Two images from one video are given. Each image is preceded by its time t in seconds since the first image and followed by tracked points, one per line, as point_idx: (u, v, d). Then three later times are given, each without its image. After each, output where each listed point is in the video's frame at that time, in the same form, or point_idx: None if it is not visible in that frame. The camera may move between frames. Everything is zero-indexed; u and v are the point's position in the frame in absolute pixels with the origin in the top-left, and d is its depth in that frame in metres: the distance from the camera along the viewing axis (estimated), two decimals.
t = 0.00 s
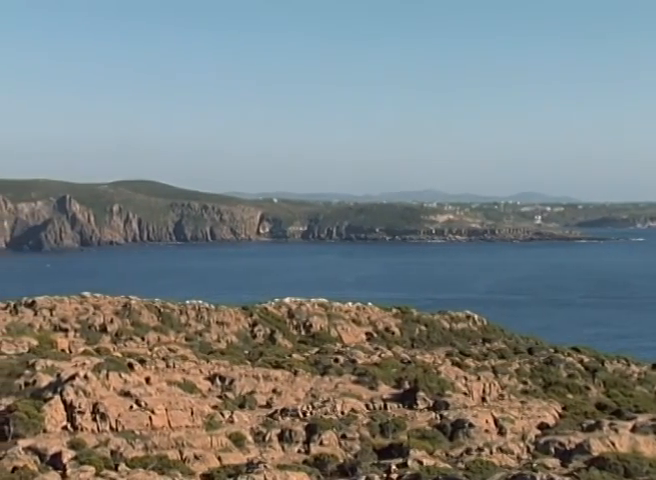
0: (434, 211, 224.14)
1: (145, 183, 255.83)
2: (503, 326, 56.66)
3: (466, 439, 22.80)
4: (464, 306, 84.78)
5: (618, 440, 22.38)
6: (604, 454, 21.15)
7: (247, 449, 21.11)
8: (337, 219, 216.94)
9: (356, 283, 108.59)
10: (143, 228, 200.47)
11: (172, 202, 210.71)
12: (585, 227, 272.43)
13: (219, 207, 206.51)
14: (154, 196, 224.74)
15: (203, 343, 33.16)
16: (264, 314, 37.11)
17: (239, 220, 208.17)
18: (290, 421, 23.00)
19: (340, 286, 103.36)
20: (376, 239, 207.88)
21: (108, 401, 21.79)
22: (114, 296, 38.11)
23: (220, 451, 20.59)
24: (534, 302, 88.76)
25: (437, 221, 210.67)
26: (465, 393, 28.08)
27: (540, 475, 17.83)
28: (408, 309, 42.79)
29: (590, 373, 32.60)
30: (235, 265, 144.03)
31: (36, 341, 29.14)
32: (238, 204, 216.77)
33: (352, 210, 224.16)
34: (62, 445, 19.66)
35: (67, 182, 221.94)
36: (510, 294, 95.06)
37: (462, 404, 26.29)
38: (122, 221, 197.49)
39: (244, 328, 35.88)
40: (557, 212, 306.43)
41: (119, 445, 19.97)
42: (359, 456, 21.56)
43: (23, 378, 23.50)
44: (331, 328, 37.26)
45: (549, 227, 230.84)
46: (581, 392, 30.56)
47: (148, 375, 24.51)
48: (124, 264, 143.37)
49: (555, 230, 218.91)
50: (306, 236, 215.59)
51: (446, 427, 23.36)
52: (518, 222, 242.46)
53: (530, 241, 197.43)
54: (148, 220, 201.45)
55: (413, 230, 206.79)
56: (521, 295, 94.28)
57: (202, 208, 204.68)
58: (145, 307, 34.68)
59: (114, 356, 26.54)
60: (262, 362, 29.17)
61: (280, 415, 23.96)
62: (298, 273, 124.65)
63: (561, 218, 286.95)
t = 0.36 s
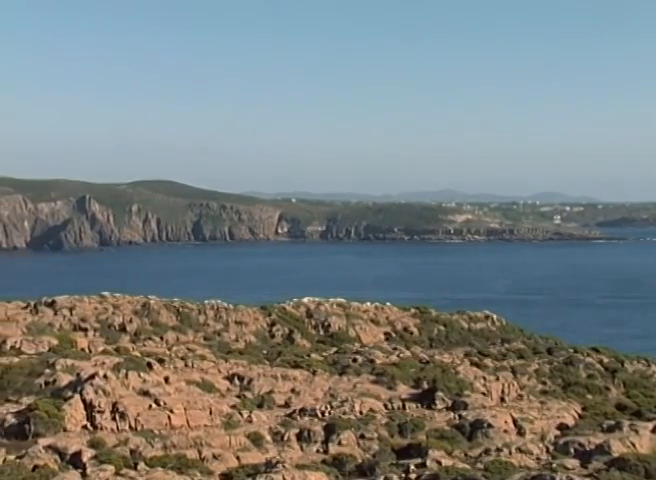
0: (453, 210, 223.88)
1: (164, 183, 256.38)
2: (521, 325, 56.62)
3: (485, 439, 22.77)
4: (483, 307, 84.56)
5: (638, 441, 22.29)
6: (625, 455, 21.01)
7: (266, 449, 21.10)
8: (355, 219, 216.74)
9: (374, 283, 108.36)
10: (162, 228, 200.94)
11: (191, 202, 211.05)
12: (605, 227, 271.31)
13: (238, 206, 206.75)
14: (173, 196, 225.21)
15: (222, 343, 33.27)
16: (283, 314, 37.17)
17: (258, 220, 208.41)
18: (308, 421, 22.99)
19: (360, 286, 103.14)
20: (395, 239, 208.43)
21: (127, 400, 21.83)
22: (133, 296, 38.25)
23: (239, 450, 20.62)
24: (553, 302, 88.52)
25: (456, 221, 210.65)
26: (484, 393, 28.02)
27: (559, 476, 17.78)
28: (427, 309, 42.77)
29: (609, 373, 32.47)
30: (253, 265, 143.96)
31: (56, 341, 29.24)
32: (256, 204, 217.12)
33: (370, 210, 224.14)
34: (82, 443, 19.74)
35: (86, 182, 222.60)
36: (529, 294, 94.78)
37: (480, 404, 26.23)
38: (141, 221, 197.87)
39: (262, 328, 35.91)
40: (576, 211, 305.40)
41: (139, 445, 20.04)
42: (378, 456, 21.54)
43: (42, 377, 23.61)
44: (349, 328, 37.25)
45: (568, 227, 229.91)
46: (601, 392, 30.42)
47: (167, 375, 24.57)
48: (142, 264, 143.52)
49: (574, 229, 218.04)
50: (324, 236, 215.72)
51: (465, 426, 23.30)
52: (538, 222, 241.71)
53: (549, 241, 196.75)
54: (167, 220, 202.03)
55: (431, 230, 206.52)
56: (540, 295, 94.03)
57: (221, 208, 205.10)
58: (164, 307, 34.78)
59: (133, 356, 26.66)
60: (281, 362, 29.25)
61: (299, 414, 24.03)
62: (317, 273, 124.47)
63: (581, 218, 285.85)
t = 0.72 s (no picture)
0: (469, 210, 223.66)
1: (180, 183, 256.79)
2: (539, 326, 56.56)
3: (502, 440, 22.69)
4: (500, 306, 84.39)
5: None
6: (642, 457, 20.93)
7: (282, 448, 21.12)
8: (371, 219, 216.74)
9: (391, 283, 108.19)
10: (178, 228, 201.46)
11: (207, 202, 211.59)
12: (622, 227, 270.44)
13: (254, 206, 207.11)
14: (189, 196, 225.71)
15: (238, 342, 33.30)
16: (299, 313, 37.19)
17: (274, 220, 208.66)
18: (324, 421, 23.00)
19: (376, 286, 103.01)
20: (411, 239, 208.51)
21: (144, 399, 21.90)
22: (149, 296, 38.34)
23: (255, 449, 20.65)
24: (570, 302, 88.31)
25: (472, 221, 210.40)
26: (500, 393, 27.99)
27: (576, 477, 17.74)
28: (443, 309, 42.72)
29: (627, 374, 32.34)
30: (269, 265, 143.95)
31: (73, 340, 29.32)
32: (272, 204, 217.46)
33: (387, 210, 224.13)
34: (98, 443, 19.80)
35: (103, 182, 223.24)
36: (547, 294, 94.52)
37: (497, 404, 26.20)
38: (158, 221, 198.43)
39: (278, 328, 35.94)
40: (593, 211, 304.46)
41: (156, 444, 20.09)
42: (394, 456, 21.51)
43: (59, 377, 23.71)
44: (365, 328, 37.24)
45: (585, 227, 228.99)
46: (618, 393, 30.29)
47: (184, 374, 24.60)
48: (158, 264, 143.79)
49: (592, 229, 217.31)
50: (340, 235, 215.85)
51: (481, 427, 23.27)
52: (555, 222, 240.96)
53: (566, 241, 196.23)
54: (184, 220, 202.59)
55: (448, 229, 206.27)
56: (557, 295, 93.78)
57: (237, 208, 205.48)
58: (180, 307, 34.89)
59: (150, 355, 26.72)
60: (296, 362, 29.30)
61: (315, 414, 24.03)
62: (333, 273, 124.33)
63: (598, 218, 285.05)
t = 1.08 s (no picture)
0: (484, 209, 223.33)
1: (195, 183, 257.17)
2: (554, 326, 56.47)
3: (517, 440, 22.64)
4: (515, 306, 84.19)
5: None
6: None
7: (297, 448, 21.15)
8: (386, 219, 216.74)
9: (405, 283, 108.04)
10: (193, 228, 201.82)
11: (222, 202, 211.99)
12: (638, 226, 269.46)
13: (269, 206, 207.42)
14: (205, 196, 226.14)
15: (253, 342, 33.31)
16: (313, 313, 37.21)
17: (289, 220, 208.92)
18: (339, 421, 23.00)
19: (391, 286, 102.91)
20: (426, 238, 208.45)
21: (159, 399, 21.96)
22: (164, 296, 38.42)
23: (270, 449, 20.66)
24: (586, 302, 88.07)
25: (487, 221, 210.12)
26: (515, 394, 27.94)
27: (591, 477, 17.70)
28: (458, 309, 42.65)
29: (643, 375, 32.21)
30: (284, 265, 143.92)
31: (89, 340, 29.40)
32: (287, 204, 217.73)
33: (401, 209, 224.06)
34: (114, 442, 19.84)
35: (119, 182, 223.81)
36: (563, 294, 94.25)
37: (512, 405, 26.15)
38: (173, 221, 198.93)
39: (293, 328, 35.98)
40: (609, 211, 303.58)
41: (171, 443, 20.13)
42: (409, 456, 21.51)
43: (75, 375, 23.80)
44: (380, 328, 37.20)
45: (601, 227, 228.15)
46: (635, 393, 30.18)
47: (199, 374, 24.62)
48: (173, 263, 143.99)
49: (608, 229, 216.54)
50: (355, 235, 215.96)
51: (496, 427, 23.23)
52: (571, 222, 240.32)
53: (581, 241, 195.63)
54: (198, 219, 202.96)
55: (463, 229, 205.99)
56: (573, 295, 93.53)
57: (252, 208, 205.84)
58: (195, 306, 34.97)
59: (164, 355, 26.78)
60: (311, 361, 29.31)
61: (329, 414, 24.04)
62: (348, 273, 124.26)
63: (614, 218, 284.18)
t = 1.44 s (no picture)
0: (501, 209, 222.94)
1: (211, 183, 257.65)
2: (571, 325, 56.41)
3: (534, 441, 22.57)
4: (531, 306, 84.02)
5: None
6: None
7: (313, 447, 21.13)
8: (402, 218, 216.74)
9: (422, 283, 107.78)
10: (209, 227, 202.17)
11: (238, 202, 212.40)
12: None
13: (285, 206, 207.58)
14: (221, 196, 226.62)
15: (269, 342, 33.37)
16: (330, 313, 37.23)
17: (305, 219, 209.13)
18: (354, 421, 23.00)
19: (407, 286, 102.75)
20: (442, 238, 208.34)
21: (175, 399, 21.99)
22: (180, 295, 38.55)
23: (286, 449, 20.68)
24: (602, 301, 87.84)
25: (504, 220, 209.81)
26: (532, 394, 27.88)
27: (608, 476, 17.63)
28: (475, 309, 42.58)
29: None
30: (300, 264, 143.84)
31: (106, 340, 29.50)
32: (303, 204, 218.02)
33: (418, 209, 224.02)
34: (130, 441, 19.88)
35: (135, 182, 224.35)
36: (579, 294, 94.01)
37: (528, 404, 26.06)
38: (189, 221, 199.37)
39: (309, 327, 36.02)
40: (626, 210, 302.55)
41: (187, 443, 20.17)
42: (425, 456, 21.49)
43: (92, 375, 23.88)
44: (396, 328, 37.15)
45: (618, 226, 227.34)
46: (652, 395, 30.03)
47: (215, 373, 24.66)
48: (190, 263, 144.13)
49: (625, 229, 215.80)
50: (371, 234, 216.04)
51: (513, 427, 23.19)
52: (588, 221, 239.65)
53: (598, 241, 195.07)
54: (215, 219, 203.43)
55: (479, 229, 205.84)
56: (589, 295, 93.26)
57: (268, 208, 206.19)
58: (211, 306, 35.07)
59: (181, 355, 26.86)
60: (327, 361, 29.38)
61: (345, 413, 24.04)
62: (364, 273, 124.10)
63: (632, 217, 283.21)
